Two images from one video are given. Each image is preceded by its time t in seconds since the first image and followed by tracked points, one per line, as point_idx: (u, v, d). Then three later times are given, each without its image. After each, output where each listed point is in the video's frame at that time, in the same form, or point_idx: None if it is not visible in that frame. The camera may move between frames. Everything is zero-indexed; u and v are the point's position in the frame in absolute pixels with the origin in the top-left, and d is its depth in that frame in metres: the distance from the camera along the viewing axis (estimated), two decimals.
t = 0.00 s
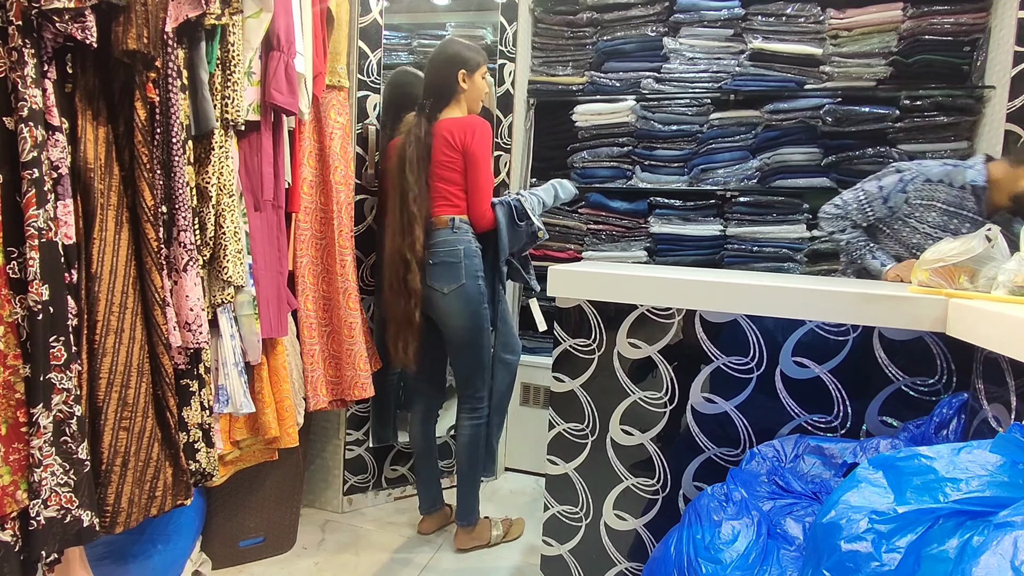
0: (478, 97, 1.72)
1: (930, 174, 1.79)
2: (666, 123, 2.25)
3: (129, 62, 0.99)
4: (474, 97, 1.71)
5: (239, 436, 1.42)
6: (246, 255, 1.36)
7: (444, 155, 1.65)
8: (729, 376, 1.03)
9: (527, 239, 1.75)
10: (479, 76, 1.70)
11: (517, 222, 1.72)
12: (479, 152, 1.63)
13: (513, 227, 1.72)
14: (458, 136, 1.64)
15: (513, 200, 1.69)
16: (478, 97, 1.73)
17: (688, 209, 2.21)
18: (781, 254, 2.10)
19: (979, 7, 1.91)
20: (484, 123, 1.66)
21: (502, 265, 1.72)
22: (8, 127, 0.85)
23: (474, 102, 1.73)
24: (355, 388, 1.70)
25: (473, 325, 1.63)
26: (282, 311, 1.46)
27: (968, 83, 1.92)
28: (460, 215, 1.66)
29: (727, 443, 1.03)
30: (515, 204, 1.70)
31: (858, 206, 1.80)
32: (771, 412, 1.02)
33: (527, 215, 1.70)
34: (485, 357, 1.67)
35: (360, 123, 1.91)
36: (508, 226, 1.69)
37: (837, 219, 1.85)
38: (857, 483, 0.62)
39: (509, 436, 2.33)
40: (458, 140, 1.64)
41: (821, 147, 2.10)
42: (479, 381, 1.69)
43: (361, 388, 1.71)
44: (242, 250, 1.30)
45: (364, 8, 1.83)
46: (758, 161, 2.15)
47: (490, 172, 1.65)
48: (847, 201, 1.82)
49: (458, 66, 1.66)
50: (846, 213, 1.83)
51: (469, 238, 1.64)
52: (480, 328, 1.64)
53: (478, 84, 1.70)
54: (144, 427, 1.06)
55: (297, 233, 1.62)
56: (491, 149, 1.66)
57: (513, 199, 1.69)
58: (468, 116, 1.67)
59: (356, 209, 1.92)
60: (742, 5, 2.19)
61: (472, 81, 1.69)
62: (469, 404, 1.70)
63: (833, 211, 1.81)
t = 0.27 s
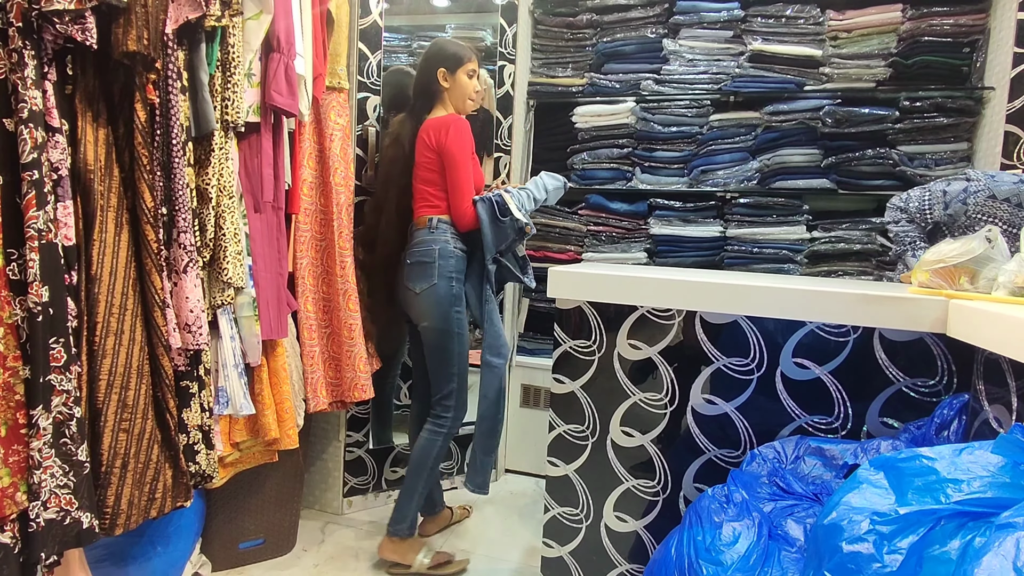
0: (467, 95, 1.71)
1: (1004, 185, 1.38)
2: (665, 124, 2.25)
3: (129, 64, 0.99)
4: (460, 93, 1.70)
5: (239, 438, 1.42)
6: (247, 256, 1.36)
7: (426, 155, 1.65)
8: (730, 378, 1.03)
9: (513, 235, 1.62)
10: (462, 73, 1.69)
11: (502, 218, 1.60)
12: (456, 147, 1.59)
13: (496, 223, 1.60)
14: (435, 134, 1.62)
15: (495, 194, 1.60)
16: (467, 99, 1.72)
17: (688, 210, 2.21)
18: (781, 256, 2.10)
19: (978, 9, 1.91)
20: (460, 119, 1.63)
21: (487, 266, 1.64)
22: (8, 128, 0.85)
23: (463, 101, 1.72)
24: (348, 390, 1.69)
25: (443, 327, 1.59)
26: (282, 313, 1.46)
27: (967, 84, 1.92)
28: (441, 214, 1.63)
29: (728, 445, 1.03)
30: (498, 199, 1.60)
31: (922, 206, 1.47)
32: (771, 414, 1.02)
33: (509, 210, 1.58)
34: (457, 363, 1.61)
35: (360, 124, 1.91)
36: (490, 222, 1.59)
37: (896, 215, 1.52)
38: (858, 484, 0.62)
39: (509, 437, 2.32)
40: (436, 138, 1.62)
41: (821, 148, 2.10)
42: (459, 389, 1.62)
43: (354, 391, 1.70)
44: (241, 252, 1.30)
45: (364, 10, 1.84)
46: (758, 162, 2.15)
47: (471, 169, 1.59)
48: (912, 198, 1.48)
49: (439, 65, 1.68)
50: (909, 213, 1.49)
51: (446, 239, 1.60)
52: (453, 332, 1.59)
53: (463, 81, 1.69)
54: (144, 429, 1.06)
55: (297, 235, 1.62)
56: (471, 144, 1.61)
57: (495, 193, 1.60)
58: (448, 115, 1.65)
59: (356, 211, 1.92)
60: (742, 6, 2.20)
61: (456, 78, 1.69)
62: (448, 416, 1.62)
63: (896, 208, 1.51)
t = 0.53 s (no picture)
0: (454, 93, 1.73)
1: None
2: (665, 127, 2.25)
3: (130, 68, 1.00)
4: (447, 90, 1.72)
5: (240, 441, 1.42)
6: (247, 260, 1.36)
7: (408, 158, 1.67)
8: (730, 380, 1.03)
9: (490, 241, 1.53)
10: (448, 71, 1.72)
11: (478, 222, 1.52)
12: (432, 144, 1.58)
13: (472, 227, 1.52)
14: (413, 135, 1.64)
15: (472, 198, 1.53)
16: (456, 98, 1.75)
17: (688, 213, 2.22)
18: (781, 258, 2.10)
19: (977, 12, 1.91)
20: (437, 117, 1.64)
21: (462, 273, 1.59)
22: (9, 132, 0.86)
23: (450, 99, 1.74)
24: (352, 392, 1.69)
25: (404, 333, 1.60)
26: (282, 316, 1.46)
27: (966, 86, 1.92)
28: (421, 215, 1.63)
29: (729, 447, 1.03)
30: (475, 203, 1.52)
31: (942, 214, 1.24)
32: (772, 416, 1.01)
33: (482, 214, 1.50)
34: (411, 372, 1.60)
35: (360, 127, 1.91)
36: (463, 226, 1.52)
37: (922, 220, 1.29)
38: (859, 487, 0.62)
39: (508, 440, 2.32)
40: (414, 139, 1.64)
41: (820, 151, 2.10)
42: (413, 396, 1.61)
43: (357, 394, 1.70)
44: (242, 255, 1.30)
45: (364, 13, 1.85)
46: (758, 165, 2.15)
47: (448, 165, 1.58)
48: (933, 202, 1.26)
49: (426, 64, 1.72)
50: (928, 219, 1.27)
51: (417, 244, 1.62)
52: (413, 339, 1.60)
53: (449, 80, 1.72)
54: (144, 432, 1.06)
55: (297, 238, 1.62)
56: (447, 142, 1.61)
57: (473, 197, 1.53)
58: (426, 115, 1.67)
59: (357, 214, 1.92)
60: (741, 9, 2.20)
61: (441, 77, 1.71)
62: (400, 423, 1.62)
63: (915, 212, 1.30)
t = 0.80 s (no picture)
0: (432, 89, 1.70)
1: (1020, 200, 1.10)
2: (665, 131, 2.26)
3: (131, 75, 1.00)
4: (424, 86, 1.69)
5: (240, 446, 1.42)
6: (248, 265, 1.37)
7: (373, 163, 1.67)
8: (730, 384, 1.03)
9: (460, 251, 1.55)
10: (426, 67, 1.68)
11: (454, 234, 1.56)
12: (389, 145, 1.57)
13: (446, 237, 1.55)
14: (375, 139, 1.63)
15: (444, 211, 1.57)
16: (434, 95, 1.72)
17: (688, 216, 2.22)
18: (781, 262, 2.10)
19: (976, 15, 1.91)
20: (399, 115, 1.61)
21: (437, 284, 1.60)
22: (10, 139, 0.86)
23: (428, 96, 1.71)
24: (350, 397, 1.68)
25: (376, 339, 1.61)
26: (282, 321, 1.46)
27: (965, 90, 1.91)
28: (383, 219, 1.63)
29: (729, 451, 1.03)
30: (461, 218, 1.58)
31: (942, 220, 1.24)
32: (773, 420, 1.02)
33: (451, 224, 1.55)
34: (384, 376, 1.62)
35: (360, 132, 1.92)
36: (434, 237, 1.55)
37: (917, 226, 1.30)
38: (857, 491, 0.62)
39: (508, 444, 2.32)
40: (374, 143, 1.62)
41: (820, 155, 2.11)
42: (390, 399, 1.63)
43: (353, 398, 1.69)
44: (243, 260, 1.30)
45: (365, 19, 1.87)
46: (758, 169, 2.15)
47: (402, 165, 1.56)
48: (934, 209, 1.26)
49: (404, 59, 1.69)
50: (928, 225, 1.28)
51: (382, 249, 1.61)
52: (384, 344, 1.61)
53: (427, 75, 1.69)
54: (145, 437, 1.06)
55: (297, 242, 1.63)
56: (406, 141, 1.58)
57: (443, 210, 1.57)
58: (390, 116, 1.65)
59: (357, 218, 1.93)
60: (740, 14, 2.21)
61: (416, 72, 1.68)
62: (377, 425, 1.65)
63: (916, 218, 1.30)
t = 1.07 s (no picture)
0: (413, 87, 1.61)
1: (1016, 203, 1.10)
2: (664, 134, 2.26)
3: (132, 79, 1.00)
4: (404, 84, 1.60)
5: (240, 449, 1.42)
6: (248, 268, 1.37)
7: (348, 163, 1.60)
8: (730, 387, 1.03)
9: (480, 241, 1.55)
10: (409, 64, 1.60)
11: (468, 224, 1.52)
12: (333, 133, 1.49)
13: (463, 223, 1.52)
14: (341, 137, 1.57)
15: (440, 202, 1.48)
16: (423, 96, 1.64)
17: (688, 219, 2.22)
18: (781, 264, 2.10)
19: (974, 19, 1.92)
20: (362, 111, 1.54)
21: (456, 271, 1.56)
22: (12, 143, 0.86)
23: (410, 93, 1.62)
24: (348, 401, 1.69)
25: (358, 345, 1.56)
26: (282, 325, 1.46)
27: (964, 93, 1.93)
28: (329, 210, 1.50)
29: (729, 454, 1.03)
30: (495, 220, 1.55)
31: (941, 224, 1.24)
32: (773, 423, 1.02)
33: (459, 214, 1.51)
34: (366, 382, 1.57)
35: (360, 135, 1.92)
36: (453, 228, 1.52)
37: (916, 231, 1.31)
38: (857, 494, 0.62)
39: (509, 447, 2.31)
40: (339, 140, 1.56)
41: (819, 158, 2.11)
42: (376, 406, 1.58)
43: (351, 400, 1.69)
44: (243, 264, 1.30)
45: (365, 23, 1.86)
46: (757, 172, 2.16)
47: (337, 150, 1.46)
48: (932, 214, 1.26)
49: (385, 55, 1.61)
50: (927, 229, 1.27)
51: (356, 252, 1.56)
52: (364, 350, 1.56)
53: (408, 72, 1.60)
54: (145, 441, 1.06)
55: (297, 245, 1.63)
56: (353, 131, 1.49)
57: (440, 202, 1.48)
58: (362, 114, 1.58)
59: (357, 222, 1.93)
60: (739, 17, 2.21)
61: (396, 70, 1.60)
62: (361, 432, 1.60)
63: (916, 223, 1.30)
